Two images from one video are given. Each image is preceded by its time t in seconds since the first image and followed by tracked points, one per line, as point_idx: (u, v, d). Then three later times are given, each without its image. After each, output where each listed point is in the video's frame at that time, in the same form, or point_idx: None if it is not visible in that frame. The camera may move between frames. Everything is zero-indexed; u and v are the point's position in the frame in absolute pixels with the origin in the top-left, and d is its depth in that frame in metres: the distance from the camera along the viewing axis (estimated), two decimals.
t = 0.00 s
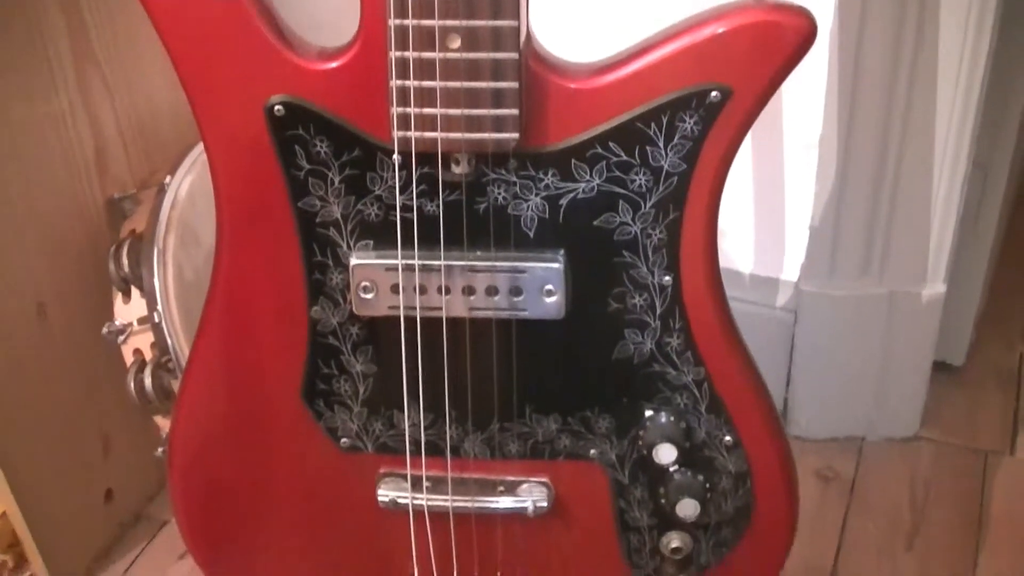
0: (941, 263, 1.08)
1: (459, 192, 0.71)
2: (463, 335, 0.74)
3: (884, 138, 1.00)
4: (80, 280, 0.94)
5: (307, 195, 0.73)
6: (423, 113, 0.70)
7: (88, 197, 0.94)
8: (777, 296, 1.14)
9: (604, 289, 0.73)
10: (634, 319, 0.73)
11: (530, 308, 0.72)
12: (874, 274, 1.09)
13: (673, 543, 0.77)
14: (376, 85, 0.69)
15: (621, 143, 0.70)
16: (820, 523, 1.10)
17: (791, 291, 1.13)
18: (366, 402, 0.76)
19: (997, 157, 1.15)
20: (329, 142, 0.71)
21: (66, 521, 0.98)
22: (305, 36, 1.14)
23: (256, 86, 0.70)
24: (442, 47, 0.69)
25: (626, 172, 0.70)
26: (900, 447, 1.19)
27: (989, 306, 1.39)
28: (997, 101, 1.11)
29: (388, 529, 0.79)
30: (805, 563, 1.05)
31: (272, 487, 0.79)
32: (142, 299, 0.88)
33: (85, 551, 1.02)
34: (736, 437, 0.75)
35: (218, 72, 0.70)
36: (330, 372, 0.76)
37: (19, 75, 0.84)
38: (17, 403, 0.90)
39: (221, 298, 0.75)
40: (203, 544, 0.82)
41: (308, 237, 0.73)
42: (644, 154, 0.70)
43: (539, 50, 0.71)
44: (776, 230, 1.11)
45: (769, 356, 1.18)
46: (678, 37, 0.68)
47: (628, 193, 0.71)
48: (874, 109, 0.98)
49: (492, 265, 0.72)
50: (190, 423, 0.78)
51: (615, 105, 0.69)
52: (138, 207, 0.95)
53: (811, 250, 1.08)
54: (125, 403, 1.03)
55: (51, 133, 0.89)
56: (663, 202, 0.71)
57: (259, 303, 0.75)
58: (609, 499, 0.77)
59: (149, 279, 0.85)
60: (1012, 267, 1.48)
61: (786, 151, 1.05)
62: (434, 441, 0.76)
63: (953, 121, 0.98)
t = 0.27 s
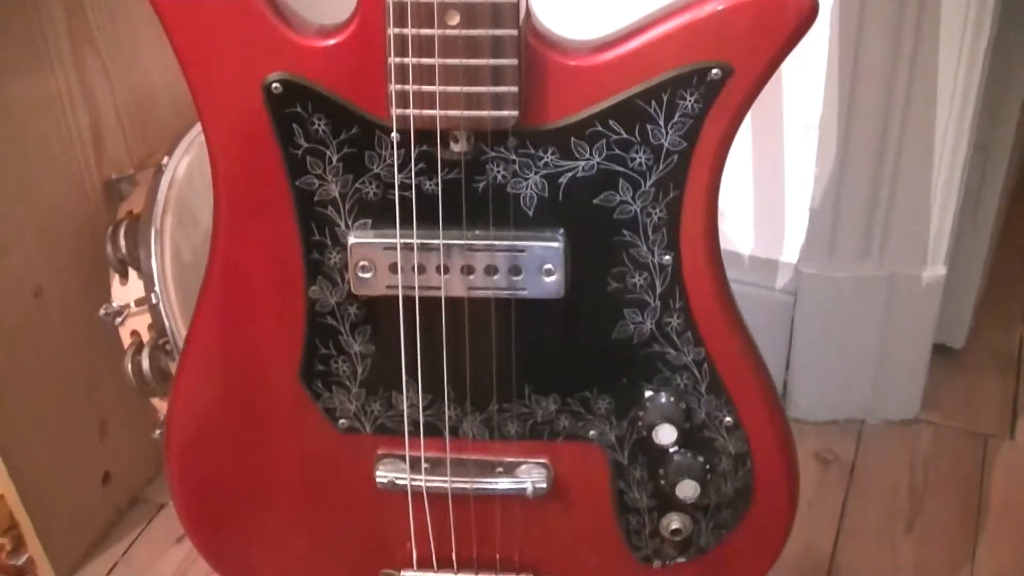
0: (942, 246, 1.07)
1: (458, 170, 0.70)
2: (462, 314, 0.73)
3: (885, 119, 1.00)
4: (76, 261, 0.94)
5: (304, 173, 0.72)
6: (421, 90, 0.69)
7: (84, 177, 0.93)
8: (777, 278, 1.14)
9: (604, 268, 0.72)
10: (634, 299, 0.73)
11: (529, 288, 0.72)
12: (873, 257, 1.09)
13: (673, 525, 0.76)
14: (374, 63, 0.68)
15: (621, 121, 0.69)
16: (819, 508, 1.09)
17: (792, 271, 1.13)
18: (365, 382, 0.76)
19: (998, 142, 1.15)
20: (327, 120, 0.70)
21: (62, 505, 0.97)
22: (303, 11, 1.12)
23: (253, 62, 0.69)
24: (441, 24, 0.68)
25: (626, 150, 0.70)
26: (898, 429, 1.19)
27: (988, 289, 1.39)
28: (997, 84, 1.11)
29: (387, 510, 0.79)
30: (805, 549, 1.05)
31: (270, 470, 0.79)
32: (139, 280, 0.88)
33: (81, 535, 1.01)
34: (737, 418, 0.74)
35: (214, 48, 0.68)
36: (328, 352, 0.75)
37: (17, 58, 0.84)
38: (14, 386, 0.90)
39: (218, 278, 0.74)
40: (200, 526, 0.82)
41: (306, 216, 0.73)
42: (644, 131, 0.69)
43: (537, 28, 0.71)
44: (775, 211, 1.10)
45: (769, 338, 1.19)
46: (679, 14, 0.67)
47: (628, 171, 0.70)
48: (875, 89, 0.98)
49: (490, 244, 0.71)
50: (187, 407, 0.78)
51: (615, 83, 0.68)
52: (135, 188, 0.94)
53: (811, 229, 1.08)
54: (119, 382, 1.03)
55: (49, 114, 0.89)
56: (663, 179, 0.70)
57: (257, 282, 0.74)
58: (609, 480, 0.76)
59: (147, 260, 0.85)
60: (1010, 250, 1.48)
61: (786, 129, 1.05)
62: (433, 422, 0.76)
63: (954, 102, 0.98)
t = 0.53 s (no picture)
0: (943, 233, 1.07)
1: (459, 154, 0.70)
2: (462, 299, 0.73)
3: (886, 105, 1.00)
4: (75, 245, 0.94)
5: (304, 157, 0.71)
6: (422, 73, 0.68)
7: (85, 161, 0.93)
8: (778, 265, 1.14)
9: (605, 253, 0.72)
10: (635, 284, 0.72)
11: (530, 272, 0.71)
12: (874, 245, 1.09)
13: (673, 511, 0.76)
14: (373, 45, 0.68)
15: (622, 105, 0.68)
16: (820, 497, 1.10)
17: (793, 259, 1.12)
18: (364, 367, 0.75)
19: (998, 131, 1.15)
20: (327, 103, 0.69)
21: (62, 492, 0.98)
22: None
23: (253, 44, 0.68)
24: (442, 7, 0.67)
25: (627, 134, 0.69)
26: (898, 417, 1.19)
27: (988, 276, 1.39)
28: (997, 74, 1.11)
29: (387, 496, 0.79)
30: (804, 536, 1.05)
31: (269, 457, 0.79)
32: (139, 265, 0.88)
33: (82, 520, 1.02)
34: (738, 405, 0.74)
35: (214, 29, 0.67)
36: (328, 337, 0.75)
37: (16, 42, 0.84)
38: (14, 371, 0.90)
39: (218, 261, 0.74)
40: (199, 515, 0.81)
41: (306, 199, 0.72)
42: (646, 116, 0.68)
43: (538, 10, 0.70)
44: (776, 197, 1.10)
45: (772, 328, 1.18)
46: None
47: (629, 155, 0.70)
48: (876, 76, 0.98)
49: (491, 228, 0.71)
50: (185, 395, 0.77)
51: (617, 66, 0.67)
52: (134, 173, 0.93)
53: (813, 215, 1.07)
54: (118, 367, 1.02)
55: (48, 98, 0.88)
56: (665, 164, 0.70)
57: (257, 266, 0.74)
58: (609, 466, 0.76)
59: (147, 245, 0.84)
60: (1012, 238, 1.47)
61: (786, 118, 1.05)
62: (433, 407, 0.76)
63: (956, 89, 0.98)
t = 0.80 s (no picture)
0: (947, 223, 1.07)
1: (463, 140, 0.69)
2: (466, 286, 0.72)
3: (889, 94, 1.00)
4: (78, 231, 0.94)
5: (308, 142, 0.70)
6: (427, 58, 0.67)
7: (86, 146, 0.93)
8: (781, 254, 1.14)
9: (610, 240, 0.71)
10: (639, 272, 0.72)
11: (534, 259, 0.71)
12: (877, 235, 1.09)
13: (676, 500, 0.76)
14: (377, 31, 0.67)
15: (629, 91, 0.67)
16: (822, 487, 1.10)
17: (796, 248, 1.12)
18: (368, 354, 0.75)
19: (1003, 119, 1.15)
20: (331, 89, 0.69)
21: (62, 481, 0.97)
22: None
23: (257, 28, 0.67)
24: None
25: (633, 121, 0.68)
26: (901, 409, 1.19)
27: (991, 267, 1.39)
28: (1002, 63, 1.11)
29: (390, 484, 0.78)
30: (806, 527, 1.05)
31: (270, 446, 0.79)
32: (141, 252, 0.87)
33: (83, 507, 1.02)
34: (742, 393, 0.74)
35: (217, 12, 0.66)
36: (331, 323, 0.75)
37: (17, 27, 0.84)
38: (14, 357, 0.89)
39: (220, 247, 0.73)
40: (201, 504, 0.81)
41: (310, 185, 0.71)
42: (652, 103, 0.68)
43: None
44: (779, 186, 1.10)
45: (776, 318, 1.18)
46: None
47: (635, 142, 0.69)
48: (880, 65, 0.98)
49: (495, 214, 0.70)
50: (187, 383, 0.77)
51: (623, 52, 0.67)
52: (137, 159, 0.95)
53: (816, 203, 1.08)
54: (119, 353, 1.02)
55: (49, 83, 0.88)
56: (671, 151, 0.69)
57: (260, 252, 0.73)
58: (612, 454, 0.76)
59: (150, 232, 0.84)
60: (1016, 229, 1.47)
61: (790, 107, 1.04)
62: (436, 395, 0.75)
63: (961, 80, 0.98)
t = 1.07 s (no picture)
0: (950, 212, 1.07)
1: (466, 125, 0.68)
2: (469, 271, 0.72)
3: (894, 82, 0.99)
4: (80, 216, 0.94)
5: (310, 127, 0.70)
6: (430, 43, 0.66)
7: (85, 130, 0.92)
8: (784, 242, 1.14)
9: (614, 225, 0.71)
10: (643, 258, 0.71)
11: (538, 245, 0.71)
12: (881, 223, 1.09)
13: (680, 488, 0.76)
14: (381, 14, 0.66)
15: (634, 76, 0.67)
16: (825, 475, 1.09)
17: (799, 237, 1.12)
18: (370, 340, 0.74)
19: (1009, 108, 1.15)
20: (334, 73, 0.68)
21: (61, 467, 0.97)
22: None
23: (258, 12, 0.66)
24: None
25: (638, 105, 0.67)
26: (903, 397, 1.19)
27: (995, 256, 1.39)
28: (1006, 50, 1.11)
29: (391, 471, 0.78)
30: (809, 517, 1.05)
31: (271, 433, 0.78)
32: (141, 238, 0.87)
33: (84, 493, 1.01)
34: (746, 380, 0.73)
35: None
36: (333, 309, 0.74)
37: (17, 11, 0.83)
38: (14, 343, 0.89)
39: (221, 233, 0.73)
40: (200, 492, 0.81)
41: (312, 170, 0.71)
42: (657, 87, 0.67)
43: None
44: (783, 175, 1.10)
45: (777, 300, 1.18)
46: None
47: (639, 127, 0.68)
48: (884, 52, 0.97)
49: (499, 199, 0.70)
50: (187, 371, 0.77)
51: (629, 36, 0.66)
52: (137, 145, 0.93)
53: (821, 189, 1.07)
54: (121, 339, 1.02)
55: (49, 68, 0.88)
56: (675, 136, 0.68)
57: (262, 238, 0.73)
58: (616, 441, 0.75)
59: (150, 218, 0.84)
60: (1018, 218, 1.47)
61: (794, 92, 1.04)
62: (438, 381, 0.75)
63: (966, 69, 0.98)
